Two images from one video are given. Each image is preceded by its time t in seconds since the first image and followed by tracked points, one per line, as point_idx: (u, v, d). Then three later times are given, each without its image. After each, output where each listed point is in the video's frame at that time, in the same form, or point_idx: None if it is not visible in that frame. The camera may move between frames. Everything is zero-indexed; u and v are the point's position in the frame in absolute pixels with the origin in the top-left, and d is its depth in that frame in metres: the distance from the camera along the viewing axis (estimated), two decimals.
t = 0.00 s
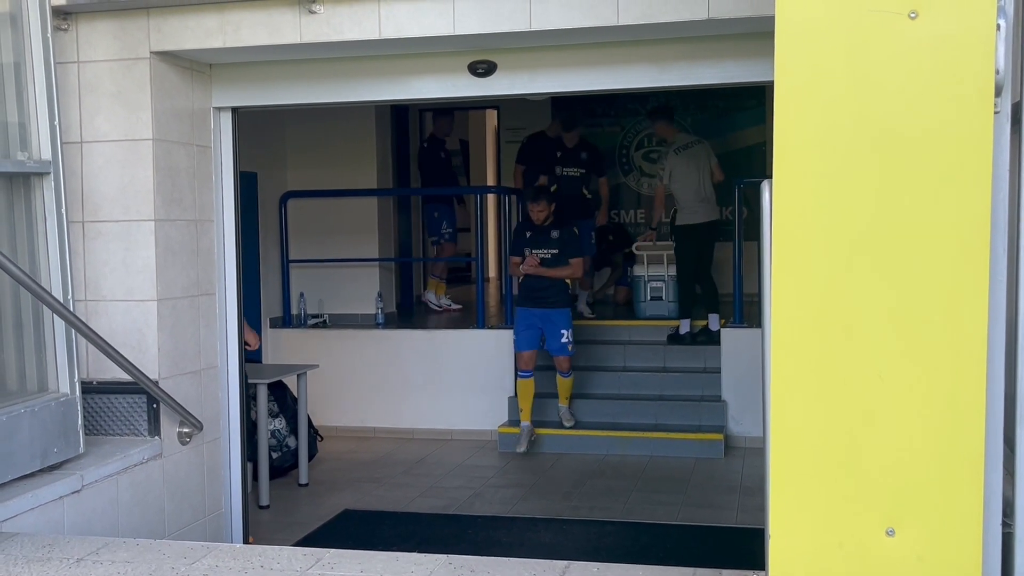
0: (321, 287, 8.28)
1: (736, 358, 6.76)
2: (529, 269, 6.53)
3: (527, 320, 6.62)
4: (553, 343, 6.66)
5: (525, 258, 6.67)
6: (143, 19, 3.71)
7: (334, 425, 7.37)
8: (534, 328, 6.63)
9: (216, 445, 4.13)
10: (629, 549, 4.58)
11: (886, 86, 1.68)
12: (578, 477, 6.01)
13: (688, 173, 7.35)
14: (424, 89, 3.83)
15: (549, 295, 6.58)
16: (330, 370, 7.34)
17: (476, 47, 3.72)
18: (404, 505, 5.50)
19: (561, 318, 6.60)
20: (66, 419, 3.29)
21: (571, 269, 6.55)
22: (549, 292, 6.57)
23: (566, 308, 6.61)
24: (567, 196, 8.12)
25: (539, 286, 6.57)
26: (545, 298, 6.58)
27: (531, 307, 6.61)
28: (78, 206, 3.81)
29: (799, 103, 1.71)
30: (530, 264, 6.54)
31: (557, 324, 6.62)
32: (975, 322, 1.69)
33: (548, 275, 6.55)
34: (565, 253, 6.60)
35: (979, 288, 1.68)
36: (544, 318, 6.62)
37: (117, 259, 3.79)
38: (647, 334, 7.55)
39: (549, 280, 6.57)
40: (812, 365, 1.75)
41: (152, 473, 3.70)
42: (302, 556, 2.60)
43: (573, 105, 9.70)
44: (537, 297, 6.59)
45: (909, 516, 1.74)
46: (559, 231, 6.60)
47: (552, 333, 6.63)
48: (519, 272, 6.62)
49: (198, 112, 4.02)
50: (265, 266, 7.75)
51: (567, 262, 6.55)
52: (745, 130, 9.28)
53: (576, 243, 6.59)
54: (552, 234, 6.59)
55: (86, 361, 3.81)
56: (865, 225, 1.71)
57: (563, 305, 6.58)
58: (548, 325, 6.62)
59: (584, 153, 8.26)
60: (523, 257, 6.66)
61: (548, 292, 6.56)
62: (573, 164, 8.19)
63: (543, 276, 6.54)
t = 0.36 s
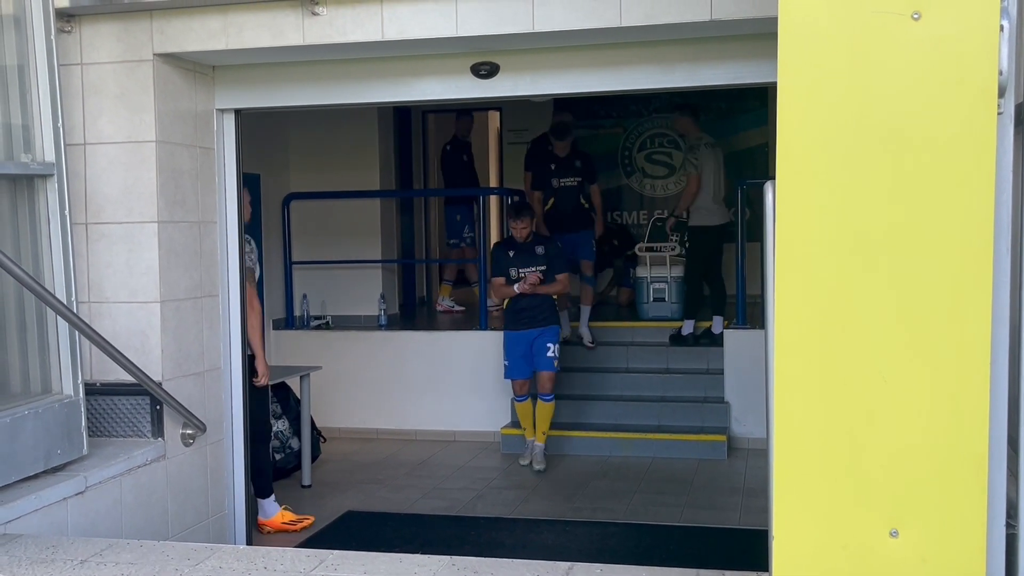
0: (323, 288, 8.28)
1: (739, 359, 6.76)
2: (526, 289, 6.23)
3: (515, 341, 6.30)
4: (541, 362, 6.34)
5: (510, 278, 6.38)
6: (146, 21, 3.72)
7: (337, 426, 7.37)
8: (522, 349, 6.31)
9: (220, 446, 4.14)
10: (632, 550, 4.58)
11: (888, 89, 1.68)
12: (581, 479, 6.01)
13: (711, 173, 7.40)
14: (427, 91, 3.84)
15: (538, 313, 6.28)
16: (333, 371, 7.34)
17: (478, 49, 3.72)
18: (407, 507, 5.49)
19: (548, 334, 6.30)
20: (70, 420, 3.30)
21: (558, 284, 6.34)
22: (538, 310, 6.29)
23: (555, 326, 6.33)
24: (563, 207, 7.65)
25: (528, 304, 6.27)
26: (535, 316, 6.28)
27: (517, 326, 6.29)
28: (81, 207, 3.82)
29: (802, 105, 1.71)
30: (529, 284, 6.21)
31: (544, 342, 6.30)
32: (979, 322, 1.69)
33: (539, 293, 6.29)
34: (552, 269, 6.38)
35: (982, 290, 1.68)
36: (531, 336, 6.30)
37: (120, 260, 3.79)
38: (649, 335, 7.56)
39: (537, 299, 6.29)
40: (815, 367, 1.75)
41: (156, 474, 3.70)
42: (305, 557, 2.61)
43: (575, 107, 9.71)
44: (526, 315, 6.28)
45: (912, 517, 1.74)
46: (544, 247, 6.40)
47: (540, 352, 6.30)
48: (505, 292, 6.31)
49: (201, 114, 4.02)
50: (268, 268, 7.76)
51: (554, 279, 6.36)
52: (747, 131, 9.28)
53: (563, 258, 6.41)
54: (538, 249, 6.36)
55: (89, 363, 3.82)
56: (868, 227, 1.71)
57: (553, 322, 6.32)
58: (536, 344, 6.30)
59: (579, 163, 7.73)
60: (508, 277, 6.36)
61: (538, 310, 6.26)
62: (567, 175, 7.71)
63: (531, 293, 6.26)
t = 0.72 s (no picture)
0: (327, 290, 8.32)
1: (742, 360, 6.76)
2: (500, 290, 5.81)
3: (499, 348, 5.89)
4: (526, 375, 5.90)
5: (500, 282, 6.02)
6: (149, 23, 3.73)
7: (340, 428, 7.37)
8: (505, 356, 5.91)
9: (224, 448, 4.15)
10: (636, 552, 4.58)
11: (891, 91, 1.68)
12: (584, 480, 6.01)
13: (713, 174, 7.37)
14: (430, 92, 3.84)
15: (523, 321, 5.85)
16: (336, 373, 7.34)
17: (481, 50, 3.72)
18: (410, 508, 5.49)
19: (535, 345, 5.85)
20: (73, 422, 3.30)
21: (545, 291, 5.87)
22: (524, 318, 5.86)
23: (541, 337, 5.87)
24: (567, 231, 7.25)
25: (514, 310, 5.86)
26: (521, 324, 5.85)
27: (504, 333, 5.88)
28: (84, 209, 3.82)
29: (805, 108, 1.71)
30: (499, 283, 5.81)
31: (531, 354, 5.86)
32: (983, 323, 1.68)
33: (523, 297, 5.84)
34: (541, 275, 5.92)
35: (986, 291, 1.67)
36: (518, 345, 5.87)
37: (124, 262, 3.80)
38: (652, 337, 7.58)
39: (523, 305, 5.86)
40: (818, 369, 1.75)
41: (159, 476, 3.70)
42: (309, 559, 2.61)
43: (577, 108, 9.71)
44: (512, 322, 5.86)
45: (916, 519, 1.74)
46: (535, 251, 5.96)
47: (524, 364, 5.86)
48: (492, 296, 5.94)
49: (204, 116, 4.02)
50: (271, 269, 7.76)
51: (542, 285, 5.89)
52: (752, 132, 9.28)
53: (552, 263, 5.93)
54: (528, 253, 5.93)
55: (93, 365, 3.82)
56: (872, 228, 1.71)
57: (540, 332, 5.86)
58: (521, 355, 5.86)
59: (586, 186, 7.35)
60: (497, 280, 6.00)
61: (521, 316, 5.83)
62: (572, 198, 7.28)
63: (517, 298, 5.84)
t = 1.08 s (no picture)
0: (331, 292, 8.31)
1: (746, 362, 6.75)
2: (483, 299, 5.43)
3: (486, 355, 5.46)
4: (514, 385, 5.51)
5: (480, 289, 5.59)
6: (152, 27, 3.73)
7: (343, 430, 7.37)
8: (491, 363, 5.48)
9: (227, 449, 4.15)
10: (639, 554, 4.58)
11: (894, 92, 1.68)
12: (587, 482, 6.00)
13: (720, 169, 7.43)
14: (433, 94, 3.84)
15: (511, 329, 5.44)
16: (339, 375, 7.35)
17: (484, 52, 3.73)
18: (413, 510, 5.49)
19: (524, 353, 5.45)
20: (77, 424, 3.31)
21: (532, 295, 5.49)
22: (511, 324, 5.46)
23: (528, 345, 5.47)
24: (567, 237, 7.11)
25: (500, 318, 5.45)
26: (508, 332, 5.43)
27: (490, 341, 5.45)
28: (88, 212, 3.82)
29: (808, 111, 1.71)
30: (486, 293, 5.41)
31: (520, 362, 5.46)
32: (986, 325, 1.68)
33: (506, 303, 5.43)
34: (525, 278, 5.53)
35: (989, 293, 1.67)
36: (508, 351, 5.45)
37: (127, 264, 3.80)
38: (655, 338, 7.58)
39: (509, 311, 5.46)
40: (821, 370, 1.75)
41: (163, 479, 3.71)
42: (312, 562, 2.61)
43: (580, 110, 9.70)
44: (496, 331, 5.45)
45: (920, 522, 1.74)
46: (516, 253, 5.55)
47: (512, 371, 5.47)
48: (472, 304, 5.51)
49: (207, 119, 4.03)
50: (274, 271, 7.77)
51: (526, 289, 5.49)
52: (754, 133, 9.28)
53: (536, 266, 5.55)
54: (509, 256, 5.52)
55: (96, 367, 3.83)
56: (874, 230, 1.71)
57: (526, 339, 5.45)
58: (510, 362, 5.45)
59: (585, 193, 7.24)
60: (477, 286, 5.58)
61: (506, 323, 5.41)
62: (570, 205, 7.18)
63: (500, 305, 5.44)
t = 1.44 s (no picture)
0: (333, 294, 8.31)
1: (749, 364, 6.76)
2: (478, 297, 5.08)
3: (473, 362, 5.18)
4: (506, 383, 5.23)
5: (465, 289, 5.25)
6: (155, 30, 3.74)
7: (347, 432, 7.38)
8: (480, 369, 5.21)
9: (230, 452, 4.15)
10: (642, 556, 4.57)
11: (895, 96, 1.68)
12: (590, 484, 6.01)
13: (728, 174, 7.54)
14: (436, 97, 3.84)
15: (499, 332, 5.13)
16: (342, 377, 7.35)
17: (486, 55, 3.73)
18: (417, 512, 5.50)
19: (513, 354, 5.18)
20: (80, 427, 3.32)
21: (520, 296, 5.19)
22: (498, 327, 5.15)
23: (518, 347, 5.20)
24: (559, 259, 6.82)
25: (487, 320, 5.14)
26: (496, 335, 5.15)
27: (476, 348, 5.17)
28: (91, 215, 3.83)
29: (809, 115, 1.71)
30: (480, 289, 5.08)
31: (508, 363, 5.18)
32: (988, 327, 1.68)
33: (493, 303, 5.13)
34: (512, 279, 5.24)
35: (991, 294, 1.67)
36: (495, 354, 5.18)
37: (130, 267, 3.81)
38: (658, 340, 7.59)
39: (497, 313, 5.15)
40: (823, 373, 1.75)
41: (165, 481, 3.71)
42: (315, 564, 2.61)
43: (582, 112, 9.74)
44: (484, 333, 5.16)
45: (922, 524, 1.74)
46: (504, 253, 5.26)
47: (503, 374, 5.19)
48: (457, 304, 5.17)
49: (209, 122, 4.04)
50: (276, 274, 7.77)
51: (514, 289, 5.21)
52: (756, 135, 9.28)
53: (523, 265, 5.26)
54: (495, 256, 5.23)
55: (99, 370, 3.84)
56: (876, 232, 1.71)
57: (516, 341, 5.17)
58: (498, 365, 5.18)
59: (576, 211, 6.93)
60: (462, 286, 5.24)
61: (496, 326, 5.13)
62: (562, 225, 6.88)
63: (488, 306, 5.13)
